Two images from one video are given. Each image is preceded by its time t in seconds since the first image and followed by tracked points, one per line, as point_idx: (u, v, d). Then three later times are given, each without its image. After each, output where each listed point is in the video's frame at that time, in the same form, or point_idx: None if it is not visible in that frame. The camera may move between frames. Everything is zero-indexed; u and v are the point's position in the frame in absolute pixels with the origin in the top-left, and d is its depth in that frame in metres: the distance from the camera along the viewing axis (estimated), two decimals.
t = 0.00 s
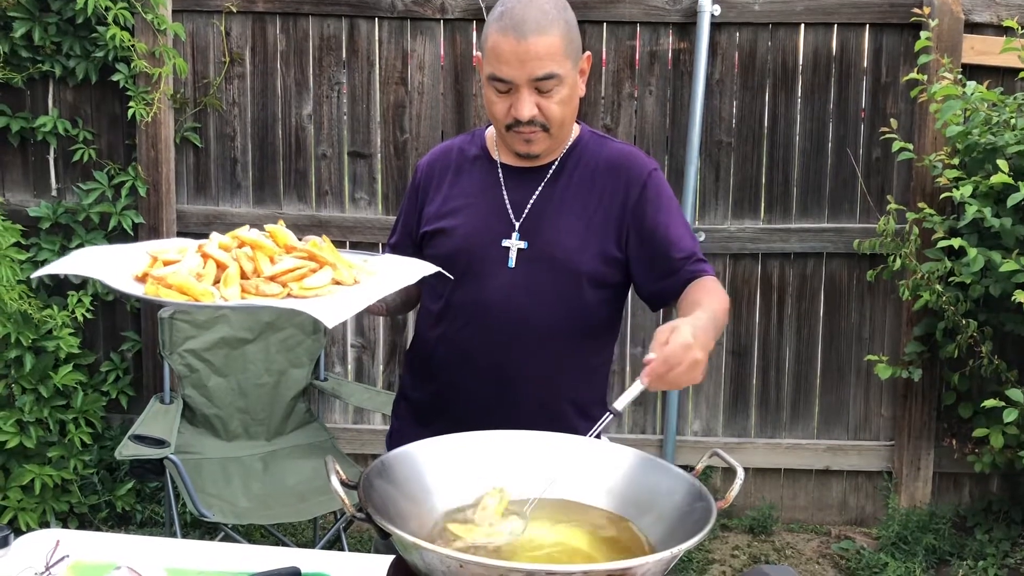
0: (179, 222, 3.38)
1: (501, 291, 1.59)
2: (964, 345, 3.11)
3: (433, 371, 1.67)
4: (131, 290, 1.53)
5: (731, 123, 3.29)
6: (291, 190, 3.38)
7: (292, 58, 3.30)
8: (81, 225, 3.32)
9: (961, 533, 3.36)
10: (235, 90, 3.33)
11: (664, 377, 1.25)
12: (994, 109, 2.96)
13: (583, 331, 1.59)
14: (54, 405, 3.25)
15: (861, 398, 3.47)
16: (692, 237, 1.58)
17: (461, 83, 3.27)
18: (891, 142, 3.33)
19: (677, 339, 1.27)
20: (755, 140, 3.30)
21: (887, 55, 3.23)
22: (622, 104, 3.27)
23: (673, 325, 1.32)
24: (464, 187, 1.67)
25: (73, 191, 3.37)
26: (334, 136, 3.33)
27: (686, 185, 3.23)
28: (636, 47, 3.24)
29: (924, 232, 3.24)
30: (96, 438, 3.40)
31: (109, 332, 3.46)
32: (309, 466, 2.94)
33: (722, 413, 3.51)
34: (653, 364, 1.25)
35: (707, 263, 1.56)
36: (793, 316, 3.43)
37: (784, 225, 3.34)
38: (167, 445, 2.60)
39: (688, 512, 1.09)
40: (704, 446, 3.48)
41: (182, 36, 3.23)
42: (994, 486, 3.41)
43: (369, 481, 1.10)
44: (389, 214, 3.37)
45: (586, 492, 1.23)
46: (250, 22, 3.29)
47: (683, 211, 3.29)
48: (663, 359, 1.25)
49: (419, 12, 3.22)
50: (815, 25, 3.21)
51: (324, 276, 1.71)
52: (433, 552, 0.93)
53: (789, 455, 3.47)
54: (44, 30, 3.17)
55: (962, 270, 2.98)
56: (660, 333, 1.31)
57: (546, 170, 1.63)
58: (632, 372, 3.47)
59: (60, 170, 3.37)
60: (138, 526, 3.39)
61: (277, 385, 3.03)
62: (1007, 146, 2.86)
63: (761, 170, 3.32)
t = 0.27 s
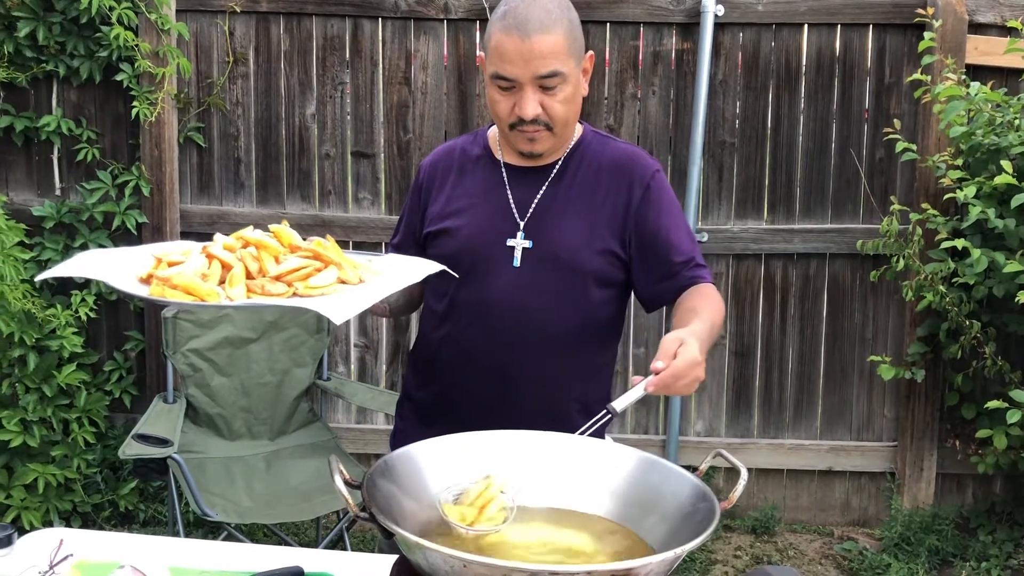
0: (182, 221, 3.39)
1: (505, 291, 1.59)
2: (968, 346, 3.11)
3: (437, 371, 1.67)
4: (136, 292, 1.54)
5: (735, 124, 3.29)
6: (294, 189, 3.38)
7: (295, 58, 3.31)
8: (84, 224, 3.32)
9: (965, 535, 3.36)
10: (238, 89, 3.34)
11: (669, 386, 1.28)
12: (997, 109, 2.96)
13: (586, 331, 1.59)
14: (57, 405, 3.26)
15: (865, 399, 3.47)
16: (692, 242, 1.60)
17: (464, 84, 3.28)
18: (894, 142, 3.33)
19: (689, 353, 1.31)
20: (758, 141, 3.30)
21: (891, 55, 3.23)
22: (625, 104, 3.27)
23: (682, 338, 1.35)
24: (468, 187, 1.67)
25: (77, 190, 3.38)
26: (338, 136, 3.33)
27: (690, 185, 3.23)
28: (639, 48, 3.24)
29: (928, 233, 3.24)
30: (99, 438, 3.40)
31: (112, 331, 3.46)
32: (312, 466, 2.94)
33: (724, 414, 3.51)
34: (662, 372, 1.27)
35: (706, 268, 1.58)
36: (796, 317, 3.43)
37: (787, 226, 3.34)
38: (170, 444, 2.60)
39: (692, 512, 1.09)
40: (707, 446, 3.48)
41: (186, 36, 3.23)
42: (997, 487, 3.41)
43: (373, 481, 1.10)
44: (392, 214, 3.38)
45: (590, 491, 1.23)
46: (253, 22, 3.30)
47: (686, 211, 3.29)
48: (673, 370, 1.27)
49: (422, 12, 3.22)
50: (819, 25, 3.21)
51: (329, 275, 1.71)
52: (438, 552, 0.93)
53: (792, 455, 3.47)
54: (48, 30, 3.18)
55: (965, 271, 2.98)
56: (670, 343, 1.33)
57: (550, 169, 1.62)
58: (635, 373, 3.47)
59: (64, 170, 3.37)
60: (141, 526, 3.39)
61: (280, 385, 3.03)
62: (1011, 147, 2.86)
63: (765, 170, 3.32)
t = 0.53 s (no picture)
0: (184, 222, 3.39)
1: (506, 293, 1.59)
2: (970, 348, 3.11)
3: (438, 373, 1.67)
4: (145, 299, 1.54)
5: (737, 125, 3.29)
6: (296, 190, 3.38)
7: (298, 59, 3.31)
8: (86, 225, 3.32)
9: (966, 537, 3.35)
10: (240, 90, 3.34)
11: (684, 364, 1.29)
12: (1000, 112, 2.96)
13: (588, 333, 1.59)
14: (59, 405, 3.26)
15: (866, 401, 3.47)
16: (693, 241, 1.60)
17: (466, 85, 3.28)
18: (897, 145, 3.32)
19: (696, 328, 1.32)
20: (760, 143, 3.30)
21: (893, 57, 3.22)
22: (627, 106, 3.27)
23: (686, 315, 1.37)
24: (469, 189, 1.67)
25: (79, 191, 3.38)
26: (339, 137, 3.34)
27: (691, 187, 3.23)
28: (641, 49, 3.24)
29: (930, 235, 3.23)
30: (101, 438, 3.40)
31: (114, 332, 3.47)
32: (313, 467, 2.94)
33: (726, 416, 3.50)
34: (674, 349, 1.29)
35: (706, 268, 1.58)
36: (797, 319, 3.43)
37: (789, 228, 3.33)
38: (171, 445, 2.60)
39: (692, 514, 1.08)
40: (709, 448, 3.47)
41: (188, 37, 3.24)
42: (999, 490, 3.41)
43: (375, 483, 1.10)
44: (394, 215, 3.38)
45: (591, 493, 1.23)
46: (256, 23, 3.30)
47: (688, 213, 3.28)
48: (685, 346, 1.29)
49: (425, 14, 3.23)
50: (821, 27, 3.21)
51: (337, 281, 1.71)
52: (438, 554, 0.93)
53: (793, 458, 3.46)
54: (51, 31, 3.18)
55: (967, 274, 2.98)
56: (674, 322, 1.34)
57: (551, 171, 1.62)
58: (636, 374, 3.47)
59: (66, 170, 3.38)
60: (142, 526, 3.39)
61: (282, 386, 3.03)
62: (1013, 149, 2.86)
63: (766, 172, 3.32)
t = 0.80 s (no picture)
0: (184, 223, 3.38)
1: (506, 293, 1.59)
2: (970, 350, 3.11)
3: (438, 374, 1.67)
4: (145, 298, 1.54)
5: (737, 127, 3.29)
6: (297, 191, 3.38)
7: (298, 60, 3.31)
8: (86, 225, 3.32)
9: (967, 539, 3.35)
10: (241, 91, 3.34)
11: (684, 368, 1.26)
12: (1001, 113, 2.96)
13: (589, 333, 1.58)
14: (59, 405, 3.26)
15: (866, 403, 3.46)
16: (691, 239, 1.58)
17: (467, 86, 3.28)
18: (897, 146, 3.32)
19: (691, 328, 1.29)
20: (760, 144, 3.30)
21: (894, 58, 3.22)
22: (627, 107, 3.27)
23: (679, 315, 1.33)
24: (468, 189, 1.66)
25: (79, 191, 3.38)
26: (340, 138, 3.34)
27: (692, 188, 3.23)
28: (642, 50, 3.24)
29: (931, 237, 3.23)
30: (100, 439, 3.40)
31: (114, 332, 3.46)
32: (313, 468, 2.94)
33: (726, 417, 3.50)
34: (671, 354, 1.25)
35: (703, 265, 1.56)
36: (798, 320, 3.43)
37: (790, 229, 3.33)
38: (172, 445, 2.60)
39: (693, 515, 1.08)
40: (709, 450, 3.47)
41: (189, 38, 3.24)
42: (999, 491, 3.40)
43: (375, 484, 1.10)
44: (394, 215, 3.38)
45: (591, 494, 1.23)
46: (256, 23, 3.30)
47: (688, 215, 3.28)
48: (682, 349, 1.25)
49: (425, 15, 3.23)
50: (822, 28, 3.21)
51: (338, 278, 1.71)
52: (438, 556, 0.92)
53: (794, 459, 3.46)
54: (51, 31, 3.18)
55: (968, 275, 2.98)
56: (668, 324, 1.31)
57: (550, 172, 1.62)
58: (637, 376, 3.46)
59: (67, 171, 3.38)
60: (142, 527, 3.39)
61: (282, 387, 3.03)
62: (1014, 151, 2.86)
63: (767, 174, 3.32)
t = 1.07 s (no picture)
0: (184, 223, 3.38)
1: (504, 293, 1.58)
2: (971, 350, 3.11)
3: (438, 373, 1.67)
4: (142, 288, 1.54)
5: (738, 127, 3.28)
6: (297, 191, 3.38)
7: (298, 60, 3.31)
8: (87, 225, 3.32)
9: (967, 540, 3.34)
10: (241, 91, 3.34)
11: (666, 381, 1.23)
12: (1001, 113, 2.95)
13: (586, 333, 1.58)
14: (59, 405, 3.26)
15: (867, 403, 3.46)
16: (683, 240, 1.55)
17: (468, 86, 3.28)
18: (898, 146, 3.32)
19: (672, 340, 1.26)
20: (761, 144, 3.29)
21: (894, 59, 3.22)
22: (628, 107, 3.27)
23: (660, 326, 1.30)
24: (467, 189, 1.66)
25: (79, 191, 3.38)
26: (340, 138, 3.34)
27: (692, 188, 3.23)
28: (642, 50, 3.24)
29: (931, 237, 3.23)
30: (100, 439, 3.40)
31: (113, 332, 3.46)
32: (312, 468, 2.94)
33: (726, 418, 3.50)
34: (653, 368, 1.22)
35: (693, 266, 1.52)
36: (798, 321, 3.42)
37: (790, 229, 3.33)
38: (172, 445, 2.60)
39: (693, 516, 1.08)
40: (709, 450, 3.47)
41: (189, 37, 3.24)
42: (1000, 492, 3.40)
43: (374, 484, 1.09)
44: (395, 215, 3.38)
45: (589, 494, 1.23)
46: (257, 23, 3.29)
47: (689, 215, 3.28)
48: (664, 362, 1.22)
49: (426, 14, 3.23)
50: (822, 29, 3.21)
51: (334, 273, 1.71)
52: (438, 556, 0.92)
53: (794, 460, 3.46)
54: (51, 31, 3.18)
55: (969, 275, 2.98)
56: (649, 335, 1.28)
57: (547, 171, 1.62)
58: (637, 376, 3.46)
59: (67, 171, 3.37)
60: (142, 527, 3.39)
61: (282, 387, 3.03)
62: (1015, 151, 2.86)
63: (767, 174, 3.31)
